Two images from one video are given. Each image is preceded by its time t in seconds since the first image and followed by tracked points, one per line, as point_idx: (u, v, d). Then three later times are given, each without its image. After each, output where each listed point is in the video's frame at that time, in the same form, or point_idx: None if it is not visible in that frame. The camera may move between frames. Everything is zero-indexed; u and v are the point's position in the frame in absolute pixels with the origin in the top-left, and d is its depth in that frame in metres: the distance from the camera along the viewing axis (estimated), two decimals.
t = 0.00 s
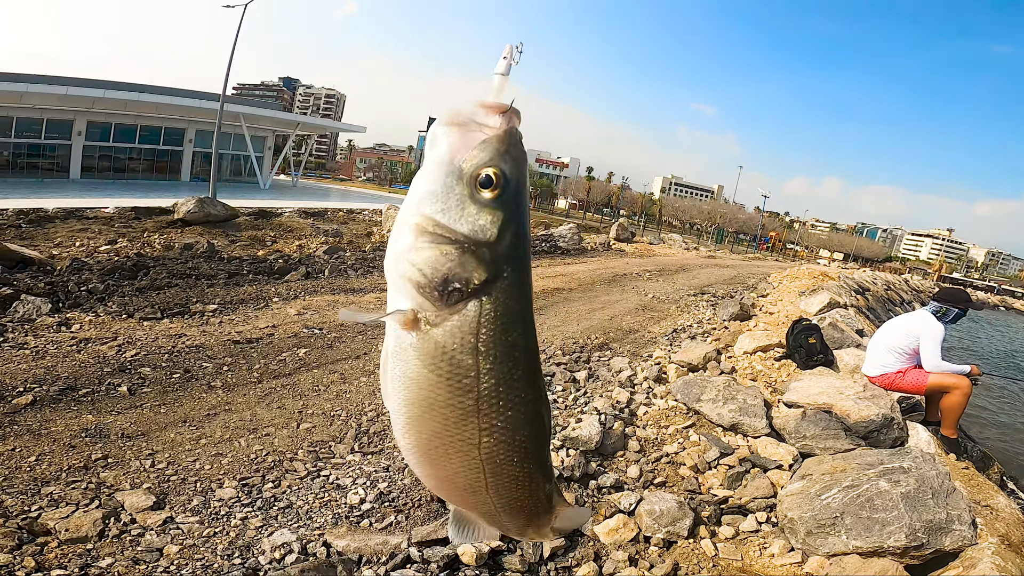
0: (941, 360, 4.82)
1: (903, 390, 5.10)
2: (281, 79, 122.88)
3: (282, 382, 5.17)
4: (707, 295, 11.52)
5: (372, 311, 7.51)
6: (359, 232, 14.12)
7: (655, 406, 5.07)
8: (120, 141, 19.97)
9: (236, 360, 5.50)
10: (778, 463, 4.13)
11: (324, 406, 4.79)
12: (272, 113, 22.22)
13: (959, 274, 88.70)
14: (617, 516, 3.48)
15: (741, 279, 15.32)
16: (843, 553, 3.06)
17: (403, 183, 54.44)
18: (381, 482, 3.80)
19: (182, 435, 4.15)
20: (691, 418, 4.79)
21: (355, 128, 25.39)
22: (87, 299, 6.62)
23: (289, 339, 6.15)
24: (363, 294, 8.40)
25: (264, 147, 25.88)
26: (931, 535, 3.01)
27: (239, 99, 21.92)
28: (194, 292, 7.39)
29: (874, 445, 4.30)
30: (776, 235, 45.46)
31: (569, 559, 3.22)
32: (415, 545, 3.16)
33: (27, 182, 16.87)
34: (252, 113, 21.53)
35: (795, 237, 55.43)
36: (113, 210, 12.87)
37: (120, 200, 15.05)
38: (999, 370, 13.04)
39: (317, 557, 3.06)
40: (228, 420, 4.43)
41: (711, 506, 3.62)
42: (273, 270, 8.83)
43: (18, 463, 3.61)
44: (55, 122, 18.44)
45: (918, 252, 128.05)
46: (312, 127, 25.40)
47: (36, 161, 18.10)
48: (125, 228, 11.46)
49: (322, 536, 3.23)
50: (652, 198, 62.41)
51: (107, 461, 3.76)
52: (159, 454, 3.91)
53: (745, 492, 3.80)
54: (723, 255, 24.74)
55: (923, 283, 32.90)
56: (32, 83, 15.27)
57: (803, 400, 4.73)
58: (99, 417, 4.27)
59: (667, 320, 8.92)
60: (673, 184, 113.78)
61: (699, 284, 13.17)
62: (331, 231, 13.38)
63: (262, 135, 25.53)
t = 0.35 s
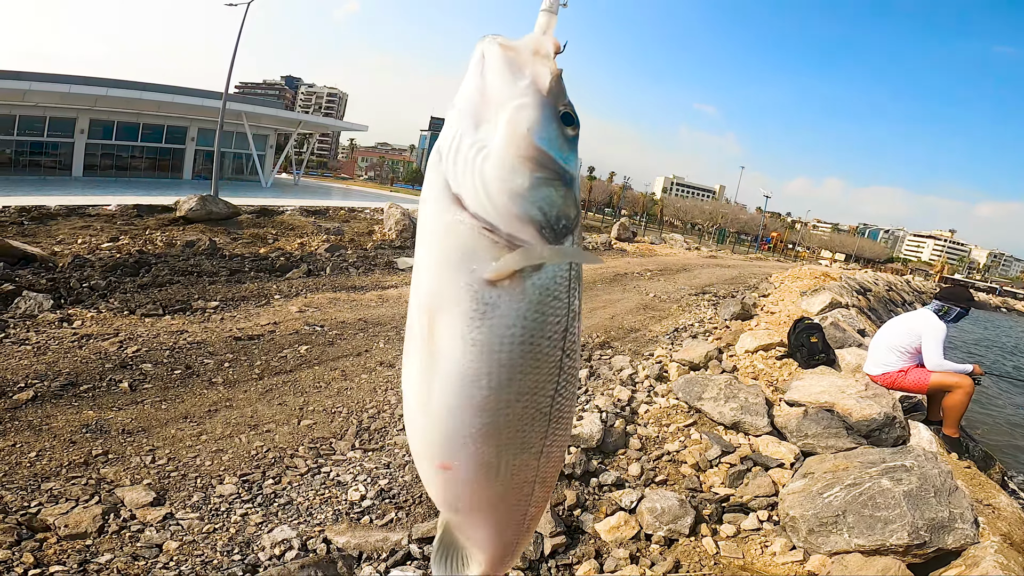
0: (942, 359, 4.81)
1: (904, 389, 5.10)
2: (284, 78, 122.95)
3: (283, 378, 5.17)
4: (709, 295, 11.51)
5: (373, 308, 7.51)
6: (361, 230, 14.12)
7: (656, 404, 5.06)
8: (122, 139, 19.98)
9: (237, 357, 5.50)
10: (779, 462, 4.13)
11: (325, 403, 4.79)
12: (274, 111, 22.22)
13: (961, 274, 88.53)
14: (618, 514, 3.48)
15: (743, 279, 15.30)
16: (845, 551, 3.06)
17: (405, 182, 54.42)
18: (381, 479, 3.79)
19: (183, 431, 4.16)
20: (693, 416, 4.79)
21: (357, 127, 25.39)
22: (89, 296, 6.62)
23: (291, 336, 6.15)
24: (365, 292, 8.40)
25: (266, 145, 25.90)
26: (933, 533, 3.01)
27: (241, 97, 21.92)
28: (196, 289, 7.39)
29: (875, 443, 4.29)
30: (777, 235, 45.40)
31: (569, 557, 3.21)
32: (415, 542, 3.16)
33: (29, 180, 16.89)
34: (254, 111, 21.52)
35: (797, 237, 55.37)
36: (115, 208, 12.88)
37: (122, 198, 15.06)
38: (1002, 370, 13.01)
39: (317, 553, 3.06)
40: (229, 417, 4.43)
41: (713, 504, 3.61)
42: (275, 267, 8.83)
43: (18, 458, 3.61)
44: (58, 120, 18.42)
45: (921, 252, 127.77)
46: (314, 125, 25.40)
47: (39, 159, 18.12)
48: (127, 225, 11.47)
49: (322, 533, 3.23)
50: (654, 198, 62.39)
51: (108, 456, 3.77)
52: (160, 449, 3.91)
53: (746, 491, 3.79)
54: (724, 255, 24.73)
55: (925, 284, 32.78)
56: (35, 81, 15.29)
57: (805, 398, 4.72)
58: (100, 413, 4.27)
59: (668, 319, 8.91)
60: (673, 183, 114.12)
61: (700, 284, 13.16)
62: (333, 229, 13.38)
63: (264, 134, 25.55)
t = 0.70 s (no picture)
0: (945, 360, 4.80)
1: (907, 389, 5.09)
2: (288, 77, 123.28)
3: (284, 374, 5.18)
4: (710, 296, 11.49)
5: (375, 306, 7.52)
6: (363, 228, 14.16)
7: (657, 403, 5.06)
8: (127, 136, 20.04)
9: (239, 352, 5.52)
10: (780, 461, 4.12)
11: (326, 399, 4.80)
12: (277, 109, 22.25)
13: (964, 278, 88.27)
14: (619, 512, 3.47)
15: (745, 280, 15.28)
16: (845, 551, 3.05)
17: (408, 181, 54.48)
18: (382, 475, 3.80)
19: (184, 426, 4.17)
20: (694, 416, 4.79)
21: (360, 126, 25.42)
22: (92, 291, 6.64)
23: (293, 333, 6.16)
24: (367, 289, 8.41)
25: (269, 144, 25.94)
26: (934, 534, 3.00)
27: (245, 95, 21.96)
28: (198, 285, 7.40)
29: (877, 444, 4.28)
30: (780, 238, 45.34)
31: (569, 554, 3.21)
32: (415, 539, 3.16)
33: (33, 177, 16.95)
34: (258, 109, 21.54)
35: (799, 239, 55.30)
36: (119, 205, 12.91)
37: (126, 195, 15.09)
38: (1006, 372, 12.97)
39: (316, 548, 3.06)
40: (230, 412, 4.44)
41: (713, 503, 3.61)
42: (278, 264, 8.84)
43: (19, 452, 3.62)
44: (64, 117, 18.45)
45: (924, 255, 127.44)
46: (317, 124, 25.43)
47: (43, 156, 18.19)
48: (131, 222, 11.50)
49: (321, 529, 3.23)
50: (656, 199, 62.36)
51: (108, 451, 3.78)
52: (161, 444, 3.92)
53: (747, 490, 3.79)
54: (727, 256, 24.70)
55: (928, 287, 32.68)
56: (40, 79, 15.34)
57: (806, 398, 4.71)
58: (101, 407, 4.28)
59: (670, 319, 8.90)
60: (677, 184, 113.93)
61: (703, 284, 13.14)
62: (335, 227, 13.40)
63: (267, 132, 25.59)
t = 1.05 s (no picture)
0: (947, 361, 4.79)
1: (908, 391, 5.06)
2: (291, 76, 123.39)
3: (286, 373, 5.19)
4: (712, 297, 11.48)
5: (376, 305, 7.52)
6: (365, 227, 14.17)
7: (658, 403, 5.06)
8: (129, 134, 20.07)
9: (240, 350, 5.52)
10: (781, 462, 4.12)
11: (327, 397, 4.80)
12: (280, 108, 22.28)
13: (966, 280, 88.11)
14: (619, 512, 3.47)
15: (747, 281, 15.26)
16: (846, 552, 3.05)
17: (410, 180, 54.52)
18: (382, 474, 3.80)
19: (185, 424, 4.17)
20: (695, 416, 4.79)
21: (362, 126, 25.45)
22: (94, 288, 6.65)
23: (294, 331, 6.17)
24: (369, 288, 8.42)
25: (272, 143, 25.97)
26: (935, 534, 2.99)
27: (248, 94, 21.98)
28: (200, 283, 7.42)
29: (878, 445, 4.27)
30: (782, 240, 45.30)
31: (569, 554, 3.21)
32: (415, 537, 3.16)
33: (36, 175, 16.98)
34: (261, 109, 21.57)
35: (801, 241, 55.26)
36: (122, 203, 12.93)
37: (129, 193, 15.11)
38: (1008, 375, 12.96)
39: (316, 546, 3.06)
40: (231, 410, 4.45)
41: (714, 503, 3.61)
42: (279, 263, 8.86)
43: (21, 449, 3.63)
44: (67, 116, 18.48)
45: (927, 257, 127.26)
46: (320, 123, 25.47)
47: (46, 154, 18.24)
48: (133, 220, 11.52)
49: (321, 527, 3.23)
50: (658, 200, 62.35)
51: (109, 448, 3.78)
52: (161, 442, 3.93)
53: (748, 491, 3.78)
54: (728, 258, 24.68)
55: (930, 289, 32.60)
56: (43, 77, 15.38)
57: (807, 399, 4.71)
58: (103, 404, 4.29)
59: (671, 320, 8.90)
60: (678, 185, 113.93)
61: (704, 286, 13.13)
62: (337, 227, 13.42)
63: (270, 131, 25.63)
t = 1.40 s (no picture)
0: (947, 363, 4.80)
1: (908, 393, 5.06)
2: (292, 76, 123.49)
3: (285, 373, 5.19)
4: (712, 298, 11.49)
5: (376, 305, 7.53)
6: (366, 228, 14.18)
7: (658, 404, 5.06)
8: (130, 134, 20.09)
9: (240, 351, 5.53)
10: (780, 464, 4.12)
11: (327, 398, 4.81)
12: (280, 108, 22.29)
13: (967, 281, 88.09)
14: (618, 513, 3.48)
15: (748, 282, 15.26)
16: (844, 554, 3.04)
17: (411, 180, 54.51)
18: (382, 474, 3.81)
19: (185, 424, 4.18)
20: (694, 417, 4.79)
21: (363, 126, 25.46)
22: (95, 288, 6.66)
23: (294, 332, 6.18)
24: (369, 289, 8.43)
25: (272, 143, 25.97)
26: (933, 536, 3.00)
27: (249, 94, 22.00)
28: (201, 283, 7.43)
29: (877, 447, 4.28)
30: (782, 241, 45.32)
31: (568, 555, 3.21)
32: (414, 538, 3.16)
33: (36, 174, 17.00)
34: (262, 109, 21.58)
35: (801, 242, 55.26)
36: (122, 203, 12.94)
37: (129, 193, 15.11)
38: (1009, 376, 12.95)
39: (316, 547, 3.07)
40: (231, 410, 4.46)
41: (712, 505, 3.62)
42: (280, 263, 8.88)
43: (21, 449, 3.64)
44: (68, 115, 18.49)
45: (927, 258, 127.15)
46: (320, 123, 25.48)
47: (46, 153, 18.26)
48: (134, 220, 11.53)
49: (321, 528, 3.24)
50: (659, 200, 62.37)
51: (109, 448, 3.79)
52: (161, 442, 3.93)
53: (746, 492, 3.79)
54: (728, 258, 24.69)
55: (930, 291, 32.56)
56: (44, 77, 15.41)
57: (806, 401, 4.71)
58: (103, 405, 4.30)
59: (671, 321, 8.91)
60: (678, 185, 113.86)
61: (704, 287, 13.13)
62: (338, 227, 13.43)
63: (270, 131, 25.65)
